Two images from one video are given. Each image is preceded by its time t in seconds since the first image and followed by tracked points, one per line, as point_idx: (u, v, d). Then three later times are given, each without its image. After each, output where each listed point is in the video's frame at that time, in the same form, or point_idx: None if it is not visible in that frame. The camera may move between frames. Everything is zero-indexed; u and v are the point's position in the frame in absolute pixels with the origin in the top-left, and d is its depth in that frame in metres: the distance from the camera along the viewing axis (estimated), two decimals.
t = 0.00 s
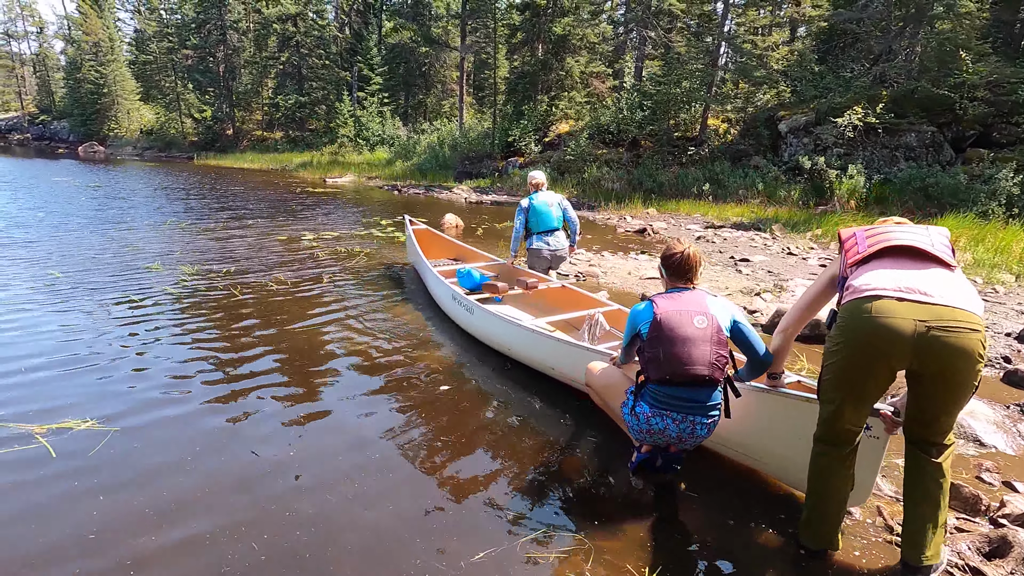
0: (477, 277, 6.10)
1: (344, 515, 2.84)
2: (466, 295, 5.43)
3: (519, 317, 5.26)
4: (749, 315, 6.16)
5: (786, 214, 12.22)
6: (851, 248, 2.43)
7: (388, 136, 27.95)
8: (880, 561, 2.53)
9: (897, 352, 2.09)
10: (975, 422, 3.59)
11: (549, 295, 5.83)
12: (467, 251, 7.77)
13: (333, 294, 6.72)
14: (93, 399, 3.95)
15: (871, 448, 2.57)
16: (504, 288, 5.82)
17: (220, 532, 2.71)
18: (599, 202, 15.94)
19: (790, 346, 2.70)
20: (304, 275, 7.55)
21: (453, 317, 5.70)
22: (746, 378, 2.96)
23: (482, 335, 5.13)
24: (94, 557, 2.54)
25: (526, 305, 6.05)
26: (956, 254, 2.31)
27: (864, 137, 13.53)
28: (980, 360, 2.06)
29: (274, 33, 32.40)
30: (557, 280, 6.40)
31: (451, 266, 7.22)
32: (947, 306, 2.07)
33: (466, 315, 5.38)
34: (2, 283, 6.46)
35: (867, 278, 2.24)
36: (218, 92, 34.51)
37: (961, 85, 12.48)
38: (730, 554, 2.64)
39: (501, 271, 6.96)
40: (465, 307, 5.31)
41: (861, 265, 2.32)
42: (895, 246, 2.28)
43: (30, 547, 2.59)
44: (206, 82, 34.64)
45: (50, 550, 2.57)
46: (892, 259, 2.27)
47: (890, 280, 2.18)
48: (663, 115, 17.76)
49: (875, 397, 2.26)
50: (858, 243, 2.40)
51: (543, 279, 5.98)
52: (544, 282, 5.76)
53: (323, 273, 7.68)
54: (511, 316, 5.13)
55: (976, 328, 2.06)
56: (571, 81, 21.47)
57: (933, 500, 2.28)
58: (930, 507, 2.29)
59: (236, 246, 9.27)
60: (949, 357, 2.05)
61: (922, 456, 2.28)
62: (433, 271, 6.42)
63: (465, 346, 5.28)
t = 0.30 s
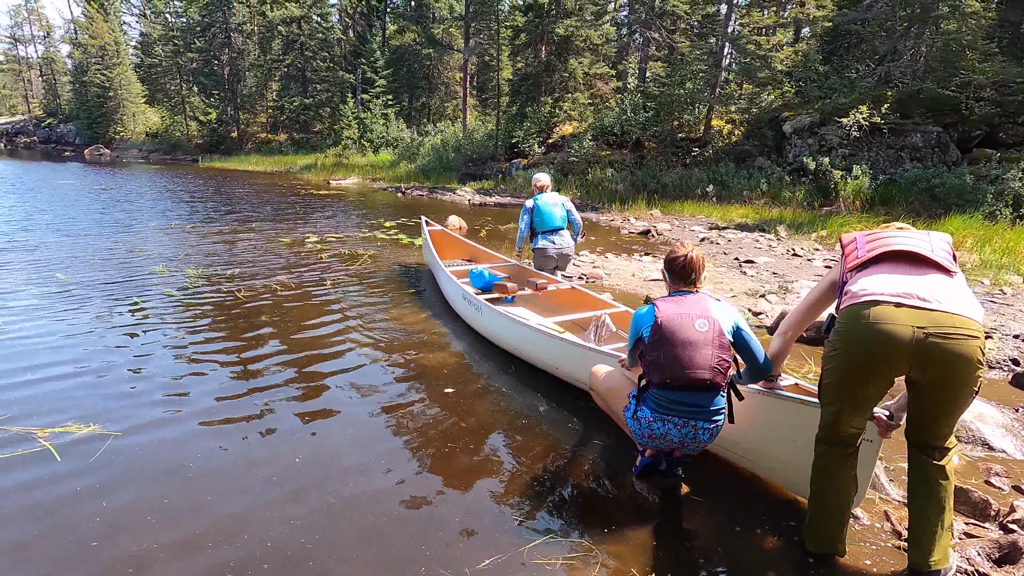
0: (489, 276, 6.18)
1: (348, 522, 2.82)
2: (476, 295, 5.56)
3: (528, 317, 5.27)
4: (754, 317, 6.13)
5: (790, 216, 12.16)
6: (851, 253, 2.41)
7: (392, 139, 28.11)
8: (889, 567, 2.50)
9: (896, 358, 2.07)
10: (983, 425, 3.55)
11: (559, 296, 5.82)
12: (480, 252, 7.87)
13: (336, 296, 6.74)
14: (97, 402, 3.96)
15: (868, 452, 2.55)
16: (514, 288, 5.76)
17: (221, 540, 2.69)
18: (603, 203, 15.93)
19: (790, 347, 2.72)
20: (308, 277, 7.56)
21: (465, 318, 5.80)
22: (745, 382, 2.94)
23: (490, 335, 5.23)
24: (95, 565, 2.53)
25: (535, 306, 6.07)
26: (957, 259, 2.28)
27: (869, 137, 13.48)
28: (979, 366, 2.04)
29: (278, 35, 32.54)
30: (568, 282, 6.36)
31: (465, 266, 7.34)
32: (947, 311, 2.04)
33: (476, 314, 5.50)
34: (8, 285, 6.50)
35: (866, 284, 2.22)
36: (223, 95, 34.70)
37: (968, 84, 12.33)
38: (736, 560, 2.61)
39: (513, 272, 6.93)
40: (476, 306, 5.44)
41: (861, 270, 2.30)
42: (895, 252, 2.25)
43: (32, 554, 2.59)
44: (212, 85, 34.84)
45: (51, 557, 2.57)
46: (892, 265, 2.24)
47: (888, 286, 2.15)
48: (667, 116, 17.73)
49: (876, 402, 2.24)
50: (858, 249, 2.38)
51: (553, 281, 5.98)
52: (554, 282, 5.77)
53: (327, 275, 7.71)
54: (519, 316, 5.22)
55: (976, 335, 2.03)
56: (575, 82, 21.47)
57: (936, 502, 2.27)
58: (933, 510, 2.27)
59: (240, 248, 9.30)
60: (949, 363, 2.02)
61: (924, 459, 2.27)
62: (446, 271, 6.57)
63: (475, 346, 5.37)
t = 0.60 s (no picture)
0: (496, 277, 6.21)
1: (352, 530, 2.80)
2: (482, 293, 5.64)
3: (533, 317, 5.29)
4: (758, 319, 6.11)
5: (793, 217, 12.13)
6: (851, 253, 2.39)
7: (395, 141, 28.24)
8: (898, 570, 2.48)
9: (901, 359, 2.06)
10: (989, 427, 3.53)
11: (564, 298, 5.81)
12: (490, 254, 7.91)
13: (339, 298, 6.75)
14: (99, 406, 3.96)
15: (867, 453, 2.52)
16: (520, 288, 5.73)
17: (224, 548, 2.67)
18: (606, 205, 15.95)
19: (789, 347, 2.73)
20: (312, 279, 7.58)
21: (472, 318, 5.85)
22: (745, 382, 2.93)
23: (496, 334, 5.29)
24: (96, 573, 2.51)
25: (542, 308, 6.09)
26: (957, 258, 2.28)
27: (872, 137, 13.44)
28: (983, 366, 2.02)
29: (281, 39, 32.66)
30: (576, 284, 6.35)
31: (473, 267, 7.40)
32: (950, 311, 2.03)
33: (482, 313, 5.56)
34: (13, 289, 6.54)
35: (868, 284, 2.21)
36: (226, 98, 34.84)
37: (972, 84, 12.24)
38: (741, 563, 2.60)
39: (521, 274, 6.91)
40: (482, 306, 5.50)
41: (861, 271, 2.29)
42: (895, 252, 2.24)
43: (34, 561, 2.58)
44: (215, 88, 34.97)
45: (53, 564, 2.56)
46: (893, 264, 2.23)
47: (890, 286, 2.14)
48: (669, 117, 17.72)
49: (881, 405, 2.22)
50: (858, 248, 2.37)
51: (559, 283, 5.98)
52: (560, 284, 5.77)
53: (331, 277, 7.74)
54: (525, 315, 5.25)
55: (980, 335, 2.02)
56: (577, 84, 21.48)
57: (938, 504, 2.26)
58: (934, 510, 2.27)
59: (244, 251, 9.32)
60: (952, 363, 2.01)
61: (927, 462, 2.27)
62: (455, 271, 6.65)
63: (482, 346, 5.41)
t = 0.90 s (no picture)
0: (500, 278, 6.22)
1: (360, 533, 2.78)
2: (486, 294, 5.68)
3: (536, 318, 5.31)
4: (760, 320, 6.11)
5: (794, 218, 12.15)
6: (853, 253, 2.39)
7: (395, 143, 28.45)
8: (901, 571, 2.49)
9: (909, 360, 2.06)
10: (992, 427, 3.53)
11: (567, 299, 5.82)
12: (494, 256, 7.95)
13: (341, 300, 6.76)
14: (102, 409, 3.95)
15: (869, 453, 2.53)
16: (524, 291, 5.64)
17: (231, 552, 2.64)
18: (607, 207, 16.00)
19: (791, 348, 2.74)
20: (314, 281, 7.60)
21: (475, 318, 5.88)
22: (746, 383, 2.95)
23: (498, 334, 5.32)
24: None
25: (545, 309, 6.11)
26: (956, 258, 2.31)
27: (873, 138, 13.46)
28: (988, 367, 2.04)
29: (281, 42, 32.75)
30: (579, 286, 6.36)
31: (477, 267, 7.43)
32: (956, 312, 2.04)
33: (485, 313, 5.59)
34: (16, 292, 6.55)
35: (873, 286, 2.21)
36: (227, 101, 34.94)
37: (971, 85, 12.30)
38: (745, 563, 2.60)
39: (524, 276, 6.93)
40: (485, 306, 5.54)
41: (866, 272, 2.28)
42: (898, 253, 2.25)
43: (37, 565, 2.55)
44: (216, 91, 35.06)
45: (57, 568, 2.53)
46: (897, 266, 2.23)
47: (896, 287, 2.15)
48: (669, 119, 17.76)
49: (886, 406, 2.23)
50: (860, 249, 2.37)
51: (561, 284, 5.99)
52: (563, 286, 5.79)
53: (333, 279, 7.75)
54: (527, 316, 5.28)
55: (984, 334, 2.03)
56: (577, 86, 21.52)
57: (939, 503, 2.27)
58: (936, 509, 2.27)
59: (246, 253, 9.35)
60: (959, 364, 2.02)
61: (930, 462, 2.28)
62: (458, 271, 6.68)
63: (484, 346, 5.43)
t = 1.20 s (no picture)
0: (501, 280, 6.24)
1: (366, 535, 2.78)
2: (487, 295, 5.71)
3: (537, 320, 5.33)
4: (761, 321, 6.12)
5: (794, 219, 12.17)
6: (853, 256, 2.38)
7: (395, 145, 28.64)
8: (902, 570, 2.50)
9: (913, 365, 2.07)
10: (993, 427, 3.54)
11: (568, 302, 5.84)
12: (495, 258, 7.97)
13: (341, 302, 6.76)
14: (105, 413, 3.95)
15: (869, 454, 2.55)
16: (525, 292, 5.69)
17: (239, 554, 2.64)
18: (607, 209, 16.05)
19: (791, 350, 2.76)
20: (315, 284, 7.61)
21: (476, 320, 5.90)
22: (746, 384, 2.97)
23: (499, 335, 5.33)
24: None
25: (545, 312, 6.12)
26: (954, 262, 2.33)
27: (873, 139, 13.49)
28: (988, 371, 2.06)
29: (282, 44, 32.83)
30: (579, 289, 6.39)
31: (477, 269, 7.45)
32: (959, 317, 2.06)
33: (486, 315, 5.60)
34: (18, 295, 6.59)
35: (877, 290, 2.21)
36: (227, 104, 35.04)
37: (969, 87, 12.35)
38: (747, 564, 2.61)
39: (525, 279, 6.95)
40: (486, 307, 5.55)
41: (869, 276, 2.27)
42: (900, 257, 2.24)
43: (45, 568, 2.54)
44: (216, 94, 35.15)
45: (66, 569, 2.53)
46: (899, 270, 2.23)
47: (899, 292, 2.15)
48: (669, 121, 17.81)
49: (887, 408, 2.24)
50: (861, 252, 2.36)
51: (562, 287, 6.01)
52: (564, 289, 5.81)
53: (334, 281, 7.78)
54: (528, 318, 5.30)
55: (985, 339, 2.05)
56: (577, 88, 21.58)
57: (937, 503, 2.29)
58: (934, 508, 2.29)
59: (247, 256, 9.39)
60: (961, 370, 2.03)
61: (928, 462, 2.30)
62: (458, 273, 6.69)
63: (486, 348, 5.45)
